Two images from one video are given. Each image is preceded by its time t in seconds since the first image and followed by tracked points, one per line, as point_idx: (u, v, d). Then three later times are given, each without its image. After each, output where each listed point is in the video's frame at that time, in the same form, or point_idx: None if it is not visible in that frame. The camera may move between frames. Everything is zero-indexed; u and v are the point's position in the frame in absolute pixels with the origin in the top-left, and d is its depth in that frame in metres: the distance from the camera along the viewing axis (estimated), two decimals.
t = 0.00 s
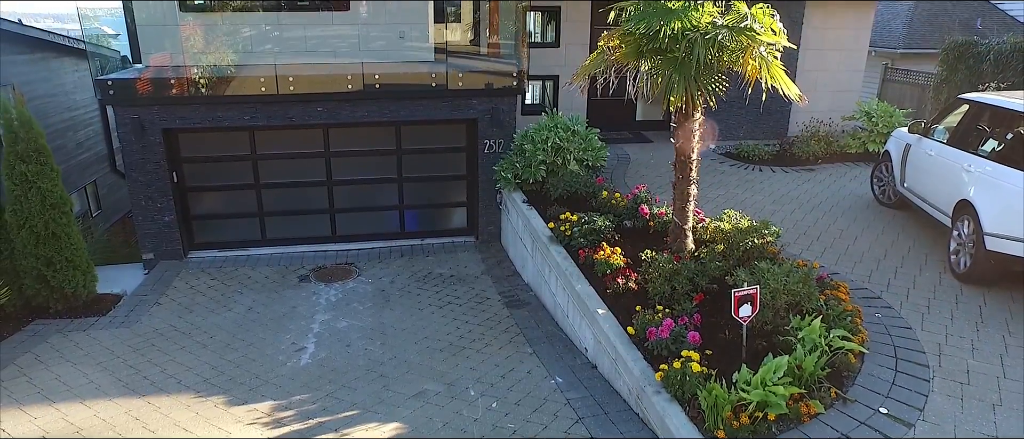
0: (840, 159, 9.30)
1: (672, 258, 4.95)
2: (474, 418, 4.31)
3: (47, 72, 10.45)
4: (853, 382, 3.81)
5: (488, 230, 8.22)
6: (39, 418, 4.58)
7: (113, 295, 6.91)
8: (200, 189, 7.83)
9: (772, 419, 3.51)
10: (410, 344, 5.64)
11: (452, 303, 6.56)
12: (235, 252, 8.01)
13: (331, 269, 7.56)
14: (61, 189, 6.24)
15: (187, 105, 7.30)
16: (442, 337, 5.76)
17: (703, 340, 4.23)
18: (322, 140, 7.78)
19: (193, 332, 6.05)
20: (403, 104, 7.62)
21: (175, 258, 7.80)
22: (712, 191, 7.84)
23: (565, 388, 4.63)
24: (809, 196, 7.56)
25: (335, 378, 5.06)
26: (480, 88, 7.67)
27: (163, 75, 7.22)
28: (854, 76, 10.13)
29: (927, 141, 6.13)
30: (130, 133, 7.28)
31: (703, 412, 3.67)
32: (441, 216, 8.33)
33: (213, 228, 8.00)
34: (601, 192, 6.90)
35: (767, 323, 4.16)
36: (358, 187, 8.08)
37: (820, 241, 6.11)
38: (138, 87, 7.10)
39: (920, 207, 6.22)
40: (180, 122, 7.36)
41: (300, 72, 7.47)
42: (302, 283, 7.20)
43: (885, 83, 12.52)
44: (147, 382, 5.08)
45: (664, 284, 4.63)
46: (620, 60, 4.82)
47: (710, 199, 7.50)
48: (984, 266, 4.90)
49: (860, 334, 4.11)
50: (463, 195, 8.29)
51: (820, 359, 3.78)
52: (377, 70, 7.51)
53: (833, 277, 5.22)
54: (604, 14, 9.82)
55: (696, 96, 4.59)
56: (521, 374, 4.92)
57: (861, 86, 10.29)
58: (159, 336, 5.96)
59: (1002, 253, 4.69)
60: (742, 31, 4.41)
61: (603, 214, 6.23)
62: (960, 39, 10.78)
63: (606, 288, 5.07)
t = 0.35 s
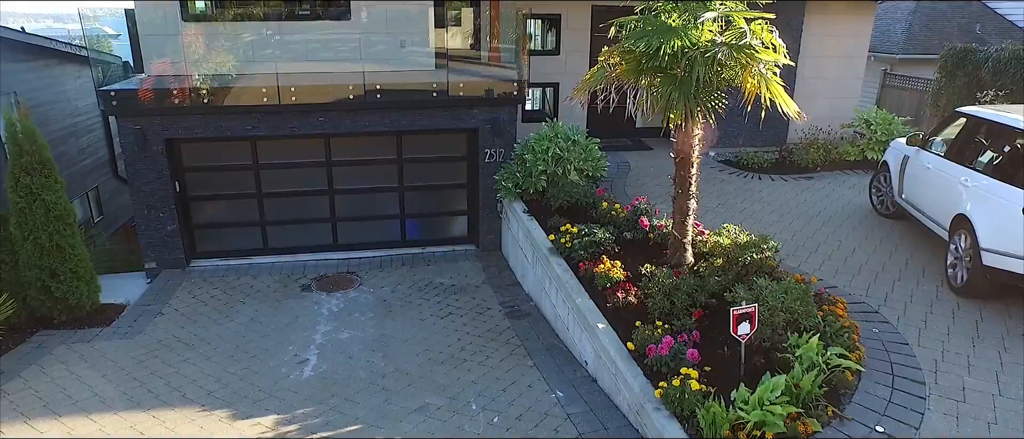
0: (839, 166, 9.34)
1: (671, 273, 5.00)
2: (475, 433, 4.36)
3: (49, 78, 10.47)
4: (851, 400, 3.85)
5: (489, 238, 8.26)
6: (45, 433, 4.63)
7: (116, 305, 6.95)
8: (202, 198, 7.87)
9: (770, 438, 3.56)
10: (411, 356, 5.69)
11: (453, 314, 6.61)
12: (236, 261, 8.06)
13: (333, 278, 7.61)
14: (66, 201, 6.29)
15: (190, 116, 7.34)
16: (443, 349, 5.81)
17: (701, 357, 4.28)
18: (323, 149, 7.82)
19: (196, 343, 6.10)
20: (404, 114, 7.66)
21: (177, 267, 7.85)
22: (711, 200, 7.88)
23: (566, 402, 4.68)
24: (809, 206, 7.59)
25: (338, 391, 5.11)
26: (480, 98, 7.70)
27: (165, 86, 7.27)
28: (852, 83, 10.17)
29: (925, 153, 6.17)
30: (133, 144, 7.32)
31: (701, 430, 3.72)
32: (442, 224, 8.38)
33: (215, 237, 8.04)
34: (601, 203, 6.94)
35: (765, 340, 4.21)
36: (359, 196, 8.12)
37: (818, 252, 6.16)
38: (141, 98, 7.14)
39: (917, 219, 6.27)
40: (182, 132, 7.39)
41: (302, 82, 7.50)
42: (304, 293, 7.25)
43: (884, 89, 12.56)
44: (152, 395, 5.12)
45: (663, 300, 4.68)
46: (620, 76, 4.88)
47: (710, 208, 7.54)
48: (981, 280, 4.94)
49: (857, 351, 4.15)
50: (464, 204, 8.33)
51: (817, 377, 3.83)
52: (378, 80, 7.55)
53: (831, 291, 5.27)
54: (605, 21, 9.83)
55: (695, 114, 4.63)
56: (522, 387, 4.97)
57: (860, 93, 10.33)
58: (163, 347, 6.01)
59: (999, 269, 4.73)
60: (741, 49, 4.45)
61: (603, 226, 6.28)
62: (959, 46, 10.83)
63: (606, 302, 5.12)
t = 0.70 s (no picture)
0: (838, 174, 9.38)
1: (670, 287, 5.04)
2: None
3: (50, 85, 10.50)
4: (847, 418, 3.89)
5: (490, 247, 8.30)
6: None
7: (119, 315, 7.00)
8: (205, 207, 7.92)
9: None
10: (413, 368, 5.74)
11: (454, 324, 6.65)
12: (238, 269, 8.11)
13: (334, 287, 7.65)
14: (69, 212, 6.33)
15: (193, 126, 7.38)
16: (444, 361, 5.85)
17: (700, 373, 4.32)
18: (325, 159, 7.86)
19: (199, 354, 6.14)
20: (405, 124, 7.70)
21: (179, 276, 7.89)
22: (711, 207, 7.92)
23: (566, 416, 4.73)
24: (807, 215, 7.63)
25: (340, 404, 5.16)
26: (480, 108, 7.74)
27: (168, 94, 7.32)
28: (851, 90, 10.20)
29: (923, 165, 6.20)
30: (135, 153, 7.36)
31: None
32: (443, 233, 8.42)
33: (217, 245, 8.09)
34: (601, 214, 6.98)
35: (763, 356, 4.25)
36: (360, 204, 8.16)
37: (816, 263, 6.20)
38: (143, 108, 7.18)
39: (915, 230, 6.31)
40: (184, 142, 7.43)
41: (303, 92, 7.54)
42: (306, 302, 7.29)
43: (883, 94, 12.59)
44: (156, 407, 5.17)
45: (662, 315, 4.73)
46: (620, 92, 4.89)
47: (709, 217, 7.58)
48: (978, 295, 4.98)
49: (854, 367, 4.19)
50: (465, 212, 8.37)
51: (814, 394, 3.87)
52: (379, 91, 7.59)
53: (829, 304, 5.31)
54: (605, 28, 9.85)
55: (694, 131, 4.67)
56: (523, 401, 5.02)
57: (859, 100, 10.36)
58: (166, 358, 6.05)
59: (995, 284, 4.77)
60: (740, 66, 4.46)
61: (603, 237, 6.32)
62: (958, 52, 10.85)
63: (606, 315, 5.16)
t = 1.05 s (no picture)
0: (838, 181, 9.42)
1: (669, 302, 5.08)
2: None
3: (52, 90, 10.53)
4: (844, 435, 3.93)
5: (490, 254, 8.34)
6: None
7: (122, 324, 7.05)
8: (207, 216, 7.96)
9: None
10: (414, 379, 5.78)
11: (455, 334, 6.69)
12: (240, 277, 8.16)
13: (336, 296, 7.69)
14: (72, 223, 6.36)
15: (195, 135, 7.42)
16: (445, 372, 5.89)
17: (698, 389, 4.36)
18: (326, 168, 7.90)
19: (202, 365, 6.19)
20: (406, 134, 7.74)
21: (181, 284, 7.94)
22: (710, 216, 7.96)
23: (566, 430, 4.77)
24: (806, 224, 7.67)
25: (342, 416, 5.21)
26: (480, 117, 7.76)
27: (169, 100, 7.32)
28: (851, 97, 10.23)
29: (922, 177, 6.23)
30: (137, 163, 7.40)
31: None
32: (443, 241, 8.46)
33: (219, 253, 8.13)
34: (601, 224, 7.01)
35: (761, 372, 4.29)
36: (361, 213, 8.20)
37: (815, 274, 6.24)
38: (145, 118, 7.21)
39: (912, 242, 6.35)
40: (186, 151, 7.47)
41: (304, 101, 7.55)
42: (307, 311, 7.34)
43: (882, 100, 12.63)
44: (159, 419, 5.22)
45: (661, 330, 4.78)
46: (619, 107, 4.93)
47: (708, 226, 7.61)
48: (975, 309, 5.02)
49: (851, 383, 4.23)
50: (465, 220, 8.41)
51: (811, 412, 3.91)
52: (380, 101, 7.62)
53: (827, 317, 5.35)
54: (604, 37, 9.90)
55: (693, 147, 4.70)
56: (523, 414, 5.06)
57: (858, 107, 10.39)
58: (169, 369, 6.10)
59: (991, 299, 4.81)
60: (739, 84, 4.49)
61: (603, 249, 6.36)
62: (957, 59, 10.89)
63: (605, 328, 5.20)
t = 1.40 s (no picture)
0: (837, 189, 9.45)
1: (668, 316, 5.13)
2: None
3: (54, 97, 10.59)
4: None
5: (491, 262, 8.38)
6: None
7: (124, 333, 7.09)
8: (208, 225, 8.00)
9: None
10: (415, 391, 5.83)
11: (456, 344, 6.74)
12: (242, 285, 8.20)
13: (337, 305, 7.73)
14: (76, 235, 6.41)
15: (196, 146, 7.46)
16: (446, 383, 5.94)
17: (697, 404, 4.41)
18: (327, 177, 7.94)
19: (204, 375, 6.23)
20: (407, 143, 7.77)
21: (183, 293, 7.98)
22: (710, 225, 7.99)
23: None
24: (805, 233, 7.71)
25: (344, 429, 5.26)
26: (480, 126, 7.80)
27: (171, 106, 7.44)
28: (849, 104, 10.27)
29: (919, 189, 6.28)
30: (139, 173, 7.44)
31: None
32: (444, 249, 8.50)
33: (221, 262, 8.17)
34: (601, 234, 7.05)
35: (758, 388, 4.34)
36: (362, 222, 8.24)
37: (813, 285, 6.28)
38: (146, 128, 7.25)
39: (910, 253, 6.39)
40: (188, 162, 7.51)
41: (305, 111, 7.58)
42: (309, 320, 7.38)
43: (881, 106, 12.67)
44: (162, 432, 5.27)
45: (661, 345, 4.83)
46: (618, 123, 4.98)
47: (707, 235, 7.66)
48: (971, 323, 5.06)
49: (848, 398, 4.27)
50: (466, 229, 8.45)
51: (808, 429, 3.95)
52: (381, 112, 7.65)
53: (825, 330, 5.39)
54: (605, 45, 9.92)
55: (692, 164, 4.75)
56: (523, 427, 5.11)
57: (857, 114, 10.43)
58: (172, 380, 6.14)
59: (987, 313, 4.84)
60: (737, 101, 4.53)
61: (602, 260, 6.40)
62: (956, 66, 10.92)
63: (605, 342, 5.25)
